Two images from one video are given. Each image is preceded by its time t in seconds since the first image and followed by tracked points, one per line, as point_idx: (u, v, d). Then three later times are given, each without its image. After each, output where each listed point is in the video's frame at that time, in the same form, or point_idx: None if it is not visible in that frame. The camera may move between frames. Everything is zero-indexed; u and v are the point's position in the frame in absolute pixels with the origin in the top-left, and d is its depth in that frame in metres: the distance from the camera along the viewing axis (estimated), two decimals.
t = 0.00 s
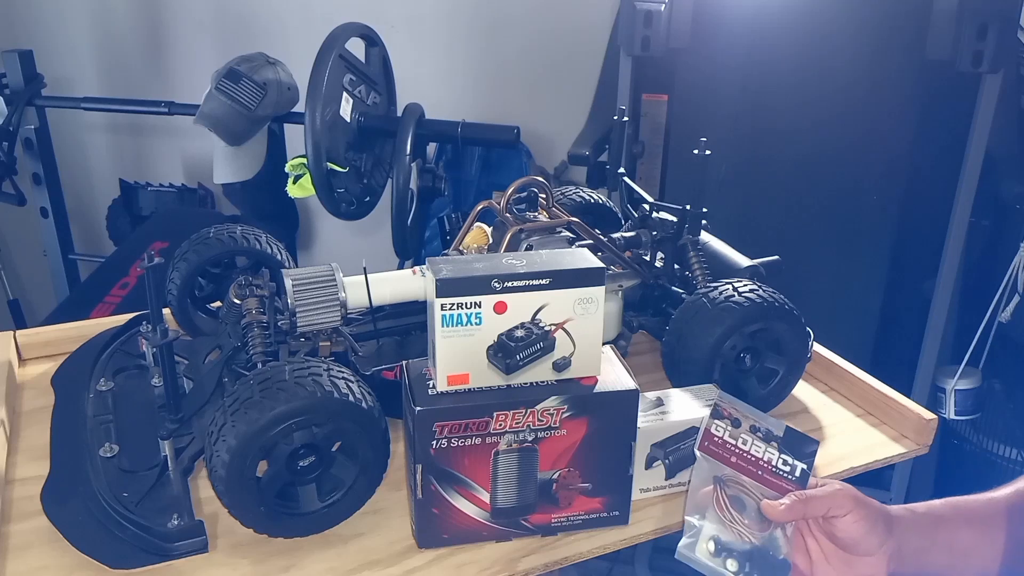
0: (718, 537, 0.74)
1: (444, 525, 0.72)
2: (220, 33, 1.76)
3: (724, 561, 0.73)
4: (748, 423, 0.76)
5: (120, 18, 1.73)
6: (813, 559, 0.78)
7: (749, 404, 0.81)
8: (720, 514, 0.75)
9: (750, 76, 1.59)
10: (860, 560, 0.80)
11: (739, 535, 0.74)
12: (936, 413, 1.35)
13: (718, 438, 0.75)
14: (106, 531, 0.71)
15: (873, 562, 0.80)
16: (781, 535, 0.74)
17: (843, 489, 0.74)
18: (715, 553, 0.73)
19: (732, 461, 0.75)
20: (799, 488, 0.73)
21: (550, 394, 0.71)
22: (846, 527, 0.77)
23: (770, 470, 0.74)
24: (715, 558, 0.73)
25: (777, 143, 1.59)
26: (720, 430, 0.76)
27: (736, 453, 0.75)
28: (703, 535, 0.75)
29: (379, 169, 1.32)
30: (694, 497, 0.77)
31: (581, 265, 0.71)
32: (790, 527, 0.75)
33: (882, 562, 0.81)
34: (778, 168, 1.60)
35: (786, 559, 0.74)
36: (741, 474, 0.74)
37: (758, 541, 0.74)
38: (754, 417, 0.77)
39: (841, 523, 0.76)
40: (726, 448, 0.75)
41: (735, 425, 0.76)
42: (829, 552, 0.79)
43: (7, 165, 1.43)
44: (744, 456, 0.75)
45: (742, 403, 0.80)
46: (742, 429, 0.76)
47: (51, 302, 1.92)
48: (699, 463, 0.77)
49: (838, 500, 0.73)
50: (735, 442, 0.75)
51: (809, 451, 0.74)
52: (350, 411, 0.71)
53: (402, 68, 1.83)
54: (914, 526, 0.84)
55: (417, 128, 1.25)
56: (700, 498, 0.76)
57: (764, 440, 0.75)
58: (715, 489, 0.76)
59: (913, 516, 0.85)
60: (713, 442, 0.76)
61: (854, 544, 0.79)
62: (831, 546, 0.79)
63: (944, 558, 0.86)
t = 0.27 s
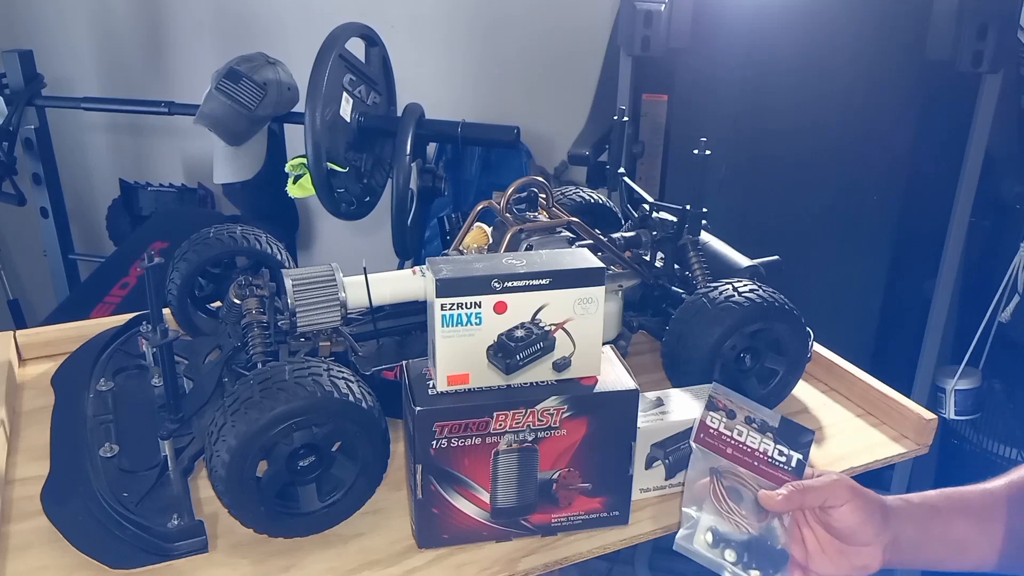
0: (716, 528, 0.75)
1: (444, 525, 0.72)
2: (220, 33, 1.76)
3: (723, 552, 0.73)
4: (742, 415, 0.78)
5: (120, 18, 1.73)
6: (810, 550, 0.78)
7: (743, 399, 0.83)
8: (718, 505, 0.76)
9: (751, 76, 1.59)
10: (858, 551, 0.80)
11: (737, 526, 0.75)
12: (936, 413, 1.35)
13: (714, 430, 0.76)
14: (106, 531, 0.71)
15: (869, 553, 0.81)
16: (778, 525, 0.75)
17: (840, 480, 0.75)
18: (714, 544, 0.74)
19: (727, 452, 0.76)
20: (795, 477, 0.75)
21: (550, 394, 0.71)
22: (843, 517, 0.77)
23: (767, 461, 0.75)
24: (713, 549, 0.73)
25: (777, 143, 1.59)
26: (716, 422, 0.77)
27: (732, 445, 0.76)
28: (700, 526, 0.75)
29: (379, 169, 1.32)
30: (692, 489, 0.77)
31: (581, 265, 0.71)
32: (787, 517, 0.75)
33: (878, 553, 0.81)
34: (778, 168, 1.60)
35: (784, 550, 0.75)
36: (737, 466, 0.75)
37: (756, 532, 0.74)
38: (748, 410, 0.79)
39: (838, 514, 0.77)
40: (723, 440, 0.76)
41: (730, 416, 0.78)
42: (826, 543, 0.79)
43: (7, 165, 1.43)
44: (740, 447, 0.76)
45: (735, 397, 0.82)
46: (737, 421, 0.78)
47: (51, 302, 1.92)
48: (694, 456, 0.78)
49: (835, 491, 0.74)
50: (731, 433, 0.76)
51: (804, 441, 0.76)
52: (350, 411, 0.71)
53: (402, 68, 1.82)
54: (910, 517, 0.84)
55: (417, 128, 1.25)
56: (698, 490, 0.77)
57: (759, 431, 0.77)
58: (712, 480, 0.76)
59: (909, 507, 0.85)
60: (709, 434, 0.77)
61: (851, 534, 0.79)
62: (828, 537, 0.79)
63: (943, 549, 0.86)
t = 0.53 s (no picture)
0: (716, 524, 0.75)
1: (444, 525, 0.72)
2: (220, 33, 1.76)
3: (723, 548, 0.73)
4: (741, 411, 0.77)
5: (120, 18, 1.73)
6: (810, 546, 0.79)
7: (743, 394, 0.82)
8: (718, 501, 0.76)
9: (750, 76, 1.59)
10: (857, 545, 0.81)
11: (738, 521, 0.75)
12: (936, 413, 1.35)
13: (712, 428, 0.76)
14: (106, 531, 0.71)
15: (869, 547, 0.81)
16: (779, 520, 0.75)
17: (840, 475, 0.75)
18: (714, 540, 0.74)
19: (726, 449, 0.75)
20: (795, 473, 0.74)
21: (550, 394, 0.71)
22: (842, 512, 0.78)
23: (766, 457, 0.75)
24: (714, 545, 0.74)
25: (777, 143, 1.59)
26: (714, 420, 0.77)
27: (731, 442, 0.75)
28: (700, 522, 0.75)
29: (379, 169, 1.32)
30: (692, 486, 0.77)
31: (581, 265, 0.71)
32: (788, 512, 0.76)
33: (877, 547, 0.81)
34: (778, 168, 1.60)
35: (785, 544, 0.75)
36: (737, 463, 0.75)
37: (756, 527, 0.75)
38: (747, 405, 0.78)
39: (837, 509, 0.77)
40: (721, 437, 0.76)
41: (729, 413, 0.77)
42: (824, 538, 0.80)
43: (7, 165, 1.43)
44: (739, 444, 0.75)
45: (735, 391, 0.81)
46: (736, 418, 0.77)
47: (51, 303, 1.92)
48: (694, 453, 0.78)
49: (834, 486, 0.75)
50: (730, 430, 0.76)
51: (804, 437, 0.75)
52: (350, 411, 0.71)
53: (402, 68, 1.82)
54: (910, 512, 0.85)
55: (417, 128, 1.25)
56: (698, 487, 0.77)
57: (758, 428, 0.76)
58: (711, 477, 0.76)
59: (909, 502, 0.86)
60: (708, 431, 0.76)
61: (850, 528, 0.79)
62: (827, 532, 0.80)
63: (944, 543, 0.86)
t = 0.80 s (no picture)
0: (716, 522, 0.75)
1: (444, 525, 0.72)
2: (220, 33, 1.76)
3: (722, 545, 0.73)
4: (742, 411, 0.77)
5: (120, 18, 1.73)
6: (810, 545, 0.79)
7: (743, 394, 0.82)
8: (717, 500, 0.76)
9: (750, 76, 1.59)
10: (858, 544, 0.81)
11: (738, 520, 0.75)
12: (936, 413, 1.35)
13: (713, 427, 0.76)
14: (106, 530, 0.71)
15: (870, 546, 0.81)
16: (778, 518, 0.75)
17: (840, 473, 0.75)
18: (713, 538, 0.74)
19: (727, 448, 0.76)
20: (796, 472, 0.74)
21: (550, 394, 0.71)
22: (842, 510, 0.78)
23: (766, 456, 0.75)
24: (713, 543, 0.74)
25: (777, 143, 1.59)
26: (715, 419, 0.77)
27: (731, 441, 0.76)
28: (700, 520, 0.75)
29: (379, 169, 1.32)
30: (692, 486, 0.77)
31: (581, 265, 0.71)
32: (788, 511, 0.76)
33: (878, 545, 0.82)
34: (778, 168, 1.60)
35: (785, 542, 0.75)
36: (737, 462, 0.75)
37: (756, 525, 0.75)
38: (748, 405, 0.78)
39: (835, 508, 0.77)
40: (721, 436, 0.76)
41: (729, 413, 0.77)
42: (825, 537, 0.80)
43: (7, 165, 1.43)
44: (739, 443, 0.75)
45: (734, 390, 0.81)
46: (736, 417, 0.77)
47: (51, 303, 1.92)
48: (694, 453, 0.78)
49: (835, 484, 0.75)
50: (730, 429, 0.76)
51: (804, 435, 0.75)
52: (350, 411, 0.71)
53: (402, 68, 1.82)
54: (910, 510, 0.85)
55: (416, 128, 1.25)
56: (698, 486, 0.77)
57: (758, 427, 0.76)
58: (711, 476, 0.76)
59: (910, 501, 0.86)
60: (708, 430, 0.77)
61: (850, 527, 0.79)
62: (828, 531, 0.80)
63: (944, 542, 0.86)
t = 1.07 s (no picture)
0: (717, 525, 0.75)
1: (444, 525, 0.72)
2: (220, 33, 1.76)
3: (724, 548, 0.73)
4: (743, 413, 0.78)
5: (119, 18, 1.73)
6: (811, 546, 0.79)
7: (741, 397, 0.83)
8: (719, 502, 0.76)
9: (750, 76, 1.59)
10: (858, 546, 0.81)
11: (738, 523, 0.75)
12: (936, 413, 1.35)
13: (713, 430, 0.76)
14: (106, 530, 0.71)
15: (871, 548, 0.81)
16: (780, 521, 0.75)
17: (841, 475, 0.75)
18: (715, 541, 0.74)
19: (728, 451, 0.75)
20: (797, 474, 0.74)
21: (550, 394, 0.71)
22: (844, 513, 0.77)
23: (767, 458, 0.75)
24: (715, 546, 0.74)
25: (777, 143, 1.59)
26: (716, 422, 0.77)
27: (732, 443, 0.76)
28: (702, 523, 0.75)
29: (379, 169, 1.32)
30: (693, 488, 0.77)
31: (581, 265, 0.71)
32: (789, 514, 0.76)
33: (878, 548, 0.81)
34: (778, 168, 1.60)
35: (787, 545, 0.75)
36: (738, 464, 0.75)
37: (757, 528, 0.75)
38: (746, 407, 0.79)
39: (836, 511, 0.77)
40: (723, 439, 0.76)
41: (730, 416, 0.78)
42: (826, 540, 0.80)
43: (7, 165, 1.43)
44: (741, 446, 0.75)
45: (732, 393, 0.82)
46: (737, 420, 0.78)
47: (51, 303, 1.92)
48: (694, 455, 0.78)
49: (836, 486, 0.74)
50: (731, 432, 0.76)
51: (804, 438, 0.76)
52: (350, 411, 0.71)
53: (402, 68, 1.82)
54: (911, 512, 0.84)
55: (416, 128, 1.25)
56: (698, 490, 0.77)
57: (760, 429, 0.77)
58: (712, 479, 0.76)
59: (911, 502, 0.86)
60: (709, 433, 0.77)
61: (851, 530, 0.79)
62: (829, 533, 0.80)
63: (944, 544, 0.86)
